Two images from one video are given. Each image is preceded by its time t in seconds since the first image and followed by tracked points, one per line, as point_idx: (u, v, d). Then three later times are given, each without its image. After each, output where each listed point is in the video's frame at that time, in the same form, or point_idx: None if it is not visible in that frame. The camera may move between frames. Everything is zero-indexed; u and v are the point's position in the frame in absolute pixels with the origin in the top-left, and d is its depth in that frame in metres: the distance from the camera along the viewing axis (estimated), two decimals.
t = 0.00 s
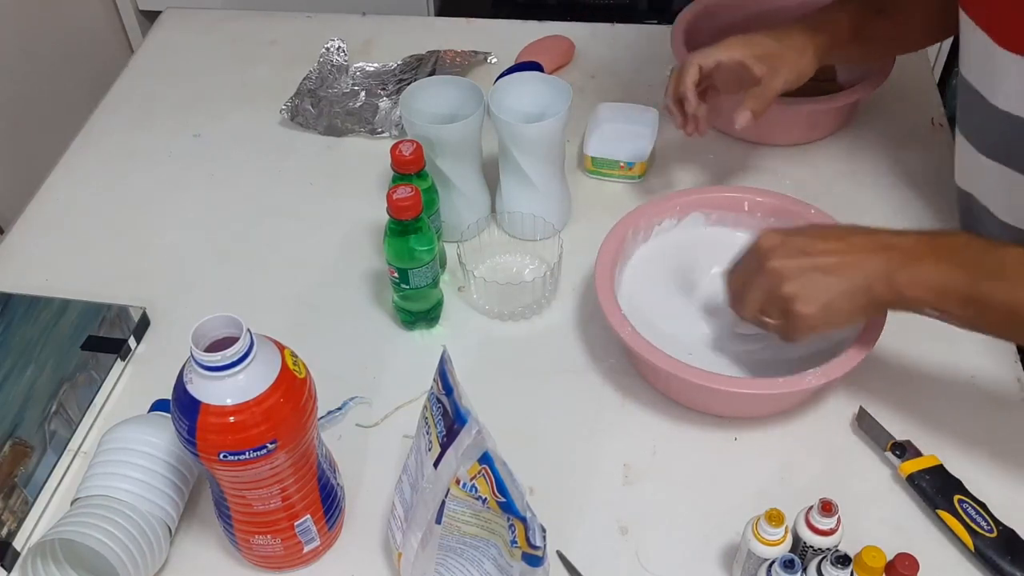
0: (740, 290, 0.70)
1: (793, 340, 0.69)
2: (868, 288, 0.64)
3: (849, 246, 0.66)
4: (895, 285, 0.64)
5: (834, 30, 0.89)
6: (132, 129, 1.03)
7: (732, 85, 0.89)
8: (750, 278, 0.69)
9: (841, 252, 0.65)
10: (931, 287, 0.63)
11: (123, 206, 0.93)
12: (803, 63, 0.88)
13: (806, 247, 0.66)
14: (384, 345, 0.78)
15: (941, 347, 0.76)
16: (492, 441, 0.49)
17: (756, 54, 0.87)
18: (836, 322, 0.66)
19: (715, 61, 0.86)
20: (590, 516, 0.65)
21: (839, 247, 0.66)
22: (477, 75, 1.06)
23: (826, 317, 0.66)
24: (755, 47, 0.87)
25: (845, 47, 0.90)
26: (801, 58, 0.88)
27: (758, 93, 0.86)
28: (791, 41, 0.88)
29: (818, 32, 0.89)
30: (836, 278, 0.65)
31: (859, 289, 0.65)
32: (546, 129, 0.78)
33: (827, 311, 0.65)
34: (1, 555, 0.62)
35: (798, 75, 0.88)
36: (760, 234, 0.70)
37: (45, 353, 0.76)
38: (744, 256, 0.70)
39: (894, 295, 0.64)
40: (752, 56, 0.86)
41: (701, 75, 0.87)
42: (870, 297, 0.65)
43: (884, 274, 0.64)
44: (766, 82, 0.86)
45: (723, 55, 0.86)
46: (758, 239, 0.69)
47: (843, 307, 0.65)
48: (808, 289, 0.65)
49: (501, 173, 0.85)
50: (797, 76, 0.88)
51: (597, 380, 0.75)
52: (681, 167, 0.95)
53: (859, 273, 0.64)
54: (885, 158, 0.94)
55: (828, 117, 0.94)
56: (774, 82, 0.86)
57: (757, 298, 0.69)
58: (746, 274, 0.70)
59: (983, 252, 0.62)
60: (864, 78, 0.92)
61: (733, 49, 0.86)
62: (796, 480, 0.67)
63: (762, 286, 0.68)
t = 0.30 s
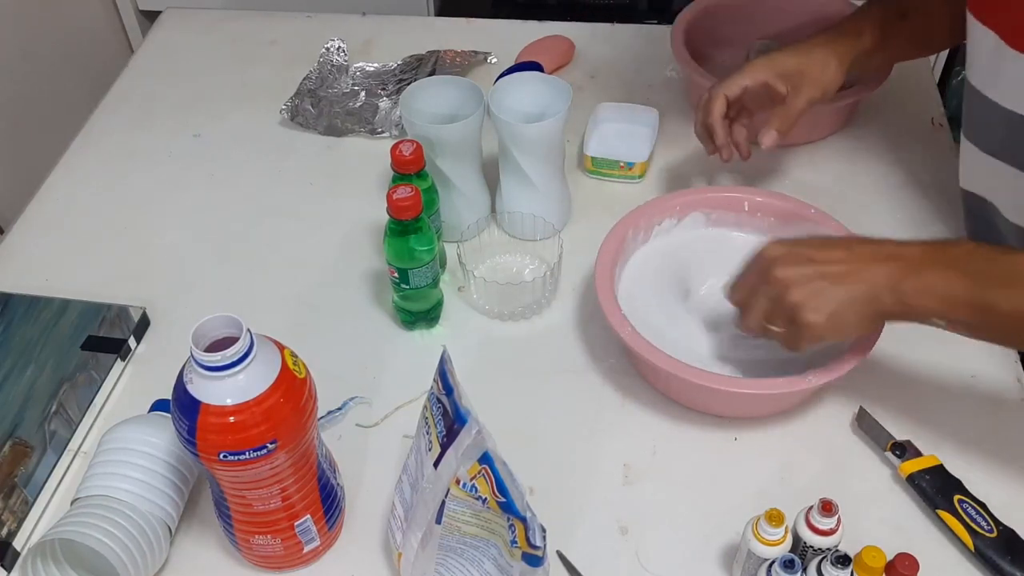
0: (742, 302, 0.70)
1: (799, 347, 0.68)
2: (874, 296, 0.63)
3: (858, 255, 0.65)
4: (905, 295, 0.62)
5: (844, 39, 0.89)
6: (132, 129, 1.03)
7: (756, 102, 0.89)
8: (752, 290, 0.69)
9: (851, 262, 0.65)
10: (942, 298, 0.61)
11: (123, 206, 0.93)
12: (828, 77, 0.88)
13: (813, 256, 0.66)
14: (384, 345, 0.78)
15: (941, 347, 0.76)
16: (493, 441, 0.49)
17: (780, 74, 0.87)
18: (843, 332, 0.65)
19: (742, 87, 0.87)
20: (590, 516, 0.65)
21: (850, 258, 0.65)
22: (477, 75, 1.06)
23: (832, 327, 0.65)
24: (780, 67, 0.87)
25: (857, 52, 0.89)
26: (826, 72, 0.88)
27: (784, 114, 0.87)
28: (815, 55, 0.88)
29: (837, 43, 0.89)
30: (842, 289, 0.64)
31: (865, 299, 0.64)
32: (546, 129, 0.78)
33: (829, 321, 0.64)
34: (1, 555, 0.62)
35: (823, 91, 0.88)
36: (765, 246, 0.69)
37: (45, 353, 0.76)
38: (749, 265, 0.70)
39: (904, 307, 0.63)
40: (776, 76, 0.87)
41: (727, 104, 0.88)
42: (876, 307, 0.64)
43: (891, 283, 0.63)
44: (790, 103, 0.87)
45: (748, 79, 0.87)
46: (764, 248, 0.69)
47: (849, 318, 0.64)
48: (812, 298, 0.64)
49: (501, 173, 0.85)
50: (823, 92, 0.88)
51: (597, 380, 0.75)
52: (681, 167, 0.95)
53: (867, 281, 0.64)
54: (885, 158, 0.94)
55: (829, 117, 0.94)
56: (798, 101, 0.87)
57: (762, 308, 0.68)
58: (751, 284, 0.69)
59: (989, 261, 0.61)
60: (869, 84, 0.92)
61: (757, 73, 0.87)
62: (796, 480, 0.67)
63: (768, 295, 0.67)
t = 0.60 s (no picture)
0: (762, 306, 0.70)
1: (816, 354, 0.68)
2: (890, 302, 0.64)
3: (872, 259, 0.65)
4: (924, 301, 0.63)
5: (827, 62, 0.88)
6: (132, 129, 1.03)
7: (745, 130, 0.90)
8: (772, 295, 0.69)
9: (868, 266, 0.65)
10: (958, 303, 0.62)
11: (123, 206, 0.93)
12: (807, 103, 0.87)
13: (828, 261, 0.66)
14: (384, 345, 0.78)
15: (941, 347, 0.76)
16: (492, 441, 0.49)
17: (759, 107, 0.88)
18: (859, 339, 0.65)
19: (722, 126, 0.87)
20: (590, 516, 0.65)
21: (866, 262, 0.65)
22: (477, 75, 1.06)
23: (850, 332, 0.64)
24: (758, 99, 0.88)
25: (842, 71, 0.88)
26: (806, 98, 0.87)
27: (760, 143, 0.87)
28: (794, 83, 0.88)
29: (818, 65, 0.88)
30: (859, 293, 0.64)
31: (882, 304, 0.64)
32: (546, 129, 0.78)
33: (847, 327, 0.64)
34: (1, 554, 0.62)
35: (802, 118, 0.88)
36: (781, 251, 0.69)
37: (45, 353, 0.76)
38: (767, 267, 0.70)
39: (921, 312, 0.63)
40: (757, 110, 0.88)
41: (711, 143, 0.89)
42: (891, 312, 0.64)
43: (907, 288, 0.63)
44: (765, 133, 0.87)
45: (728, 117, 0.88)
46: (781, 253, 0.69)
47: (866, 322, 0.64)
48: (830, 302, 0.64)
49: (500, 174, 0.85)
50: (804, 119, 0.88)
51: (597, 380, 0.75)
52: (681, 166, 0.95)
53: (881, 286, 0.64)
54: (885, 158, 0.94)
55: (829, 116, 0.94)
56: (774, 131, 0.87)
57: (779, 311, 0.68)
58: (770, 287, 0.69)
59: (1007, 266, 0.62)
60: (857, 90, 0.91)
61: (737, 108, 0.88)
62: (796, 480, 0.67)
63: (785, 298, 0.67)
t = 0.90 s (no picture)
0: (783, 292, 0.69)
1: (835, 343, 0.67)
2: (913, 291, 0.63)
3: (896, 249, 0.65)
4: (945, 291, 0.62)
5: (818, 70, 0.88)
6: (132, 129, 1.03)
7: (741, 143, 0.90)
8: (792, 280, 0.69)
9: (892, 257, 0.65)
10: (983, 293, 0.61)
11: (123, 206, 0.93)
12: (800, 112, 0.87)
13: (854, 248, 0.66)
14: (384, 345, 0.78)
15: (941, 347, 0.76)
16: (492, 441, 0.49)
17: (753, 121, 0.88)
18: (879, 326, 0.64)
19: (719, 145, 0.88)
20: (590, 516, 0.65)
21: (888, 251, 0.65)
22: (477, 75, 1.06)
23: (870, 320, 0.64)
24: (752, 113, 0.88)
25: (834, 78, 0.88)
26: (799, 108, 0.87)
27: (760, 157, 0.86)
28: (784, 94, 0.88)
29: (807, 74, 0.88)
30: (883, 281, 0.63)
31: (906, 293, 0.63)
32: (546, 129, 0.78)
33: (869, 311, 0.63)
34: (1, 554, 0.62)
35: (797, 128, 0.87)
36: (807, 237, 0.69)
37: (45, 353, 0.76)
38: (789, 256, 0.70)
39: (944, 302, 0.62)
40: (752, 124, 0.88)
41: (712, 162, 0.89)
42: (916, 302, 0.63)
43: (930, 279, 0.62)
44: (764, 146, 0.86)
45: (725, 134, 0.88)
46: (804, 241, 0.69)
47: (888, 311, 0.63)
48: (853, 289, 0.64)
49: (501, 174, 0.85)
50: (800, 129, 0.88)
51: (597, 380, 0.75)
52: (681, 166, 0.95)
53: (904, 276, 0.63)
54: (885, 158, 0.94)
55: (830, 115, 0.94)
56: (772, 142, 0.86)
57: (801, 298, 0.67)
58: (791, 275, 0.69)
59: None
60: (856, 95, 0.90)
61: (732, 124, 0.88)
62: (796, 479, 0.67)
63: (806, 286, 0.67)
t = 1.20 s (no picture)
0: (792, 278, 0.69)
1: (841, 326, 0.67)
2: (927, 277, 0.63)
3: (905, 235, 0.64)
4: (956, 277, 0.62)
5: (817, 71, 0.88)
6: (132, 129, 1.03)
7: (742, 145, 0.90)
8: (802, 267, 0.68)
9: (900, 241, 0.64)
10: (996, 282, 0.62)
11: (123, 206, 0.93)
12: (800, 113, 0.87)
13: (862, 234, 0.65)
14: (384, 345, 0.78)
15: (942, 347, 0.76)
16: (492, 441, 0.49)
17: (752, 122, 0.87)
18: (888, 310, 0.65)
19: (719, 147, 0.87)
20: (590, 516, 0.65)
21: (899, 237, 0.64)
22: (477, 75, 1.06)
23: (880, 306, 0.64)
24: (751, 115, 0.87)
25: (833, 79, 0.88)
26: (797, 110, 0.87)
27: (760, 158, 0.85)
28: (783, 95, 0.87)
29: (804, 76, 0.88)
30: (893, 268, 0.63)
31: (915, 279, 0.63)
32: (546, 129, 0.78)
33: (879, 299, 0.64)
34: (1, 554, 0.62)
35: (797, 129, 0.87)
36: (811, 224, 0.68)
37: (45, 352, 0.76)
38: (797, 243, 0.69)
39: (953, 287, 0.63)
40: (752, 125, 0.87)
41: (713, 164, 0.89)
42: (924, 286, 0.64)
43: (940, 265, 0.63)
44: (764, 146, 0.85)
45: (725, 136, 0.87)
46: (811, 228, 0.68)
47: (897, 296, 0.64)
48: (862, 276, 0.64)
49: (501, 173, 0.85)
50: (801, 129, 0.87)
51: (597, 380, 0.75)
52: (681, 166, 0.95)
53: (917, 260, 0.63)
54: (885, 158, 0.94)
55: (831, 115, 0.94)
56: (772, 143, 0.85)
57: (810, 285, 0.67)
58: (799, 263, 0.68)
59: None
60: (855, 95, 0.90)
61: (731, 126, 0.87)
62: (796, 479, 0.67)
63: (817, 273, 0.66)
